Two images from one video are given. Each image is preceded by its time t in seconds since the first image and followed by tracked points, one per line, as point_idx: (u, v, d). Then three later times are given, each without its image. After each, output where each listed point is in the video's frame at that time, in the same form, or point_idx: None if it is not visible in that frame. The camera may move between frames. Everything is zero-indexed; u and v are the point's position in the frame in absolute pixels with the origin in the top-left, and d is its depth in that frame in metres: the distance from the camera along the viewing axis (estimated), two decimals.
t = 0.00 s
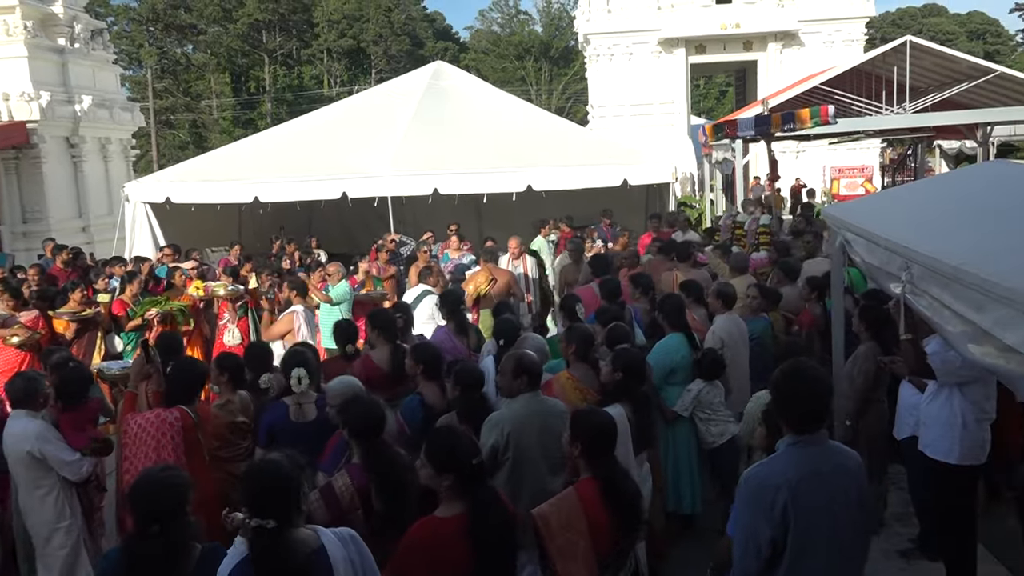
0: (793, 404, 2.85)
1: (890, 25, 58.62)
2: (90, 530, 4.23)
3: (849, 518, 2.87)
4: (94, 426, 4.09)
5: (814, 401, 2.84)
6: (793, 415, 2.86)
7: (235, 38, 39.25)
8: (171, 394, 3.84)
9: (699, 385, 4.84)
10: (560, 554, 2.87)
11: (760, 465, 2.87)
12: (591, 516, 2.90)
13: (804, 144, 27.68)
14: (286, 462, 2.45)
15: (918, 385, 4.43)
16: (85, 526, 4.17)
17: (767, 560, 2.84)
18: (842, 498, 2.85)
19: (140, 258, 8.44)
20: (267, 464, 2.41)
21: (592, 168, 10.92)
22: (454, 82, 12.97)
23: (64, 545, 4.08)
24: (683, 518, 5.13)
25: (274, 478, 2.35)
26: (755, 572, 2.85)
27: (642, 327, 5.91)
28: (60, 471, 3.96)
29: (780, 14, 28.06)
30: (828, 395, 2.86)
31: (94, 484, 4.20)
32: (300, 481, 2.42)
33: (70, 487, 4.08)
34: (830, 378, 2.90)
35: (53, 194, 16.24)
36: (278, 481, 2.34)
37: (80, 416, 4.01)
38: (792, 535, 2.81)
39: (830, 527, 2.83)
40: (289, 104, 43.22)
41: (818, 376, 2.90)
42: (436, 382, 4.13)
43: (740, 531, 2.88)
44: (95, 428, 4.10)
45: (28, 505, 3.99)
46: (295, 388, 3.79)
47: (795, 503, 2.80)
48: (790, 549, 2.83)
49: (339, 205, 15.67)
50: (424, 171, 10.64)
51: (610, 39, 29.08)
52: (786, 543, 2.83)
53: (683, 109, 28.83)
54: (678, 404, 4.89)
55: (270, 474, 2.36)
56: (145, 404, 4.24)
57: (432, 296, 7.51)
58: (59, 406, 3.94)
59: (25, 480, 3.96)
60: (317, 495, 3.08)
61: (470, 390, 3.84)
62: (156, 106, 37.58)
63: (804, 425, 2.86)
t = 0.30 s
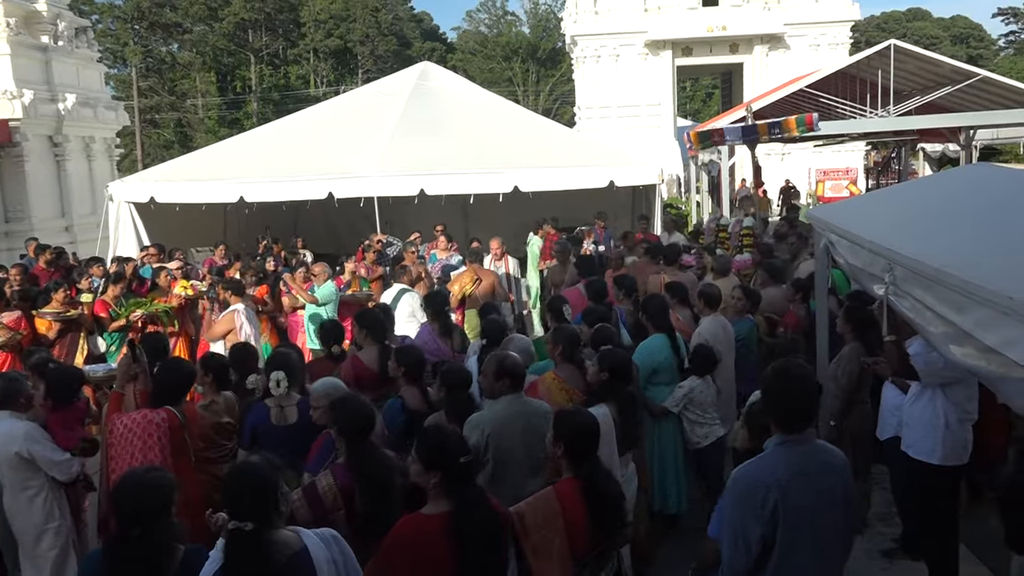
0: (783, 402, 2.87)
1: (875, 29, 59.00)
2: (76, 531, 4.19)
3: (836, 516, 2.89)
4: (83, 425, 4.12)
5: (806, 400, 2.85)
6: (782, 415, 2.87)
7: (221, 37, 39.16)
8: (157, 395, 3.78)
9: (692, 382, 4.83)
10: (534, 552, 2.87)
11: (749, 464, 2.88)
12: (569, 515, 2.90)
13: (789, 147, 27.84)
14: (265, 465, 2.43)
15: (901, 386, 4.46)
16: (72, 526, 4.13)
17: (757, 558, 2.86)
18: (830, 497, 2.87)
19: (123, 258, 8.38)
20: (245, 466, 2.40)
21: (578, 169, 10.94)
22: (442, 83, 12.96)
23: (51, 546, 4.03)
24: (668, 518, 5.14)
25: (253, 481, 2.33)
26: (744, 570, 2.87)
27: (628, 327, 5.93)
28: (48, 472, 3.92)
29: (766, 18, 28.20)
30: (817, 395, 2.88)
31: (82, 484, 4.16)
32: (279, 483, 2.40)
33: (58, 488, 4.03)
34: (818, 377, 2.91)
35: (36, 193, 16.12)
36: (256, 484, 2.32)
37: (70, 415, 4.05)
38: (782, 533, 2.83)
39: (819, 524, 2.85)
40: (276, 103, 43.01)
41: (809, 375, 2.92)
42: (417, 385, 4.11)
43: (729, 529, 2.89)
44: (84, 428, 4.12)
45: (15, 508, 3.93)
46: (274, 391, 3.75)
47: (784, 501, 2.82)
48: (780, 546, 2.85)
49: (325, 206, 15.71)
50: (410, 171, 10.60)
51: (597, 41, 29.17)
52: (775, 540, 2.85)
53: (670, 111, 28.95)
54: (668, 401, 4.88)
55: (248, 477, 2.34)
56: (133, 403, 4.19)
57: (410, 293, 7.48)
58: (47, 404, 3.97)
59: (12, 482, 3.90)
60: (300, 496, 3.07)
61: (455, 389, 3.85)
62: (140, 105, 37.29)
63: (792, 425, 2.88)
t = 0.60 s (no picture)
0: (772, 400, 2.88)
1: (859, 30, 59.41)
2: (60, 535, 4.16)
3: (825, 513, 2.90)
4: (67, 429, 4.08)
5: (794, 398, 2.87)
6: (771, 412, 2.88)
7: (206, 37, 39.00)
8: (143, 396, 3.75)
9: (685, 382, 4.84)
10: (521, 552, 2.85)
11: (737, 462, 2.89)
12: (557, 514, 2.90)
13: (774, 148, 27.98)
14: (245, 468, 2.42)
15: (885, 385, 4.49)
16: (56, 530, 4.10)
17: (746, 554, 2.87)
18: (820, 493, 2.88)
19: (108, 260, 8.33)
20: (225, 469, 2.38)
21: (564, 170, 10.94)
22: (429, 84, 12.94)
23: (36, 551, 4.00)
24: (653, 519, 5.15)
25: (232, 483, 2.32)
26: (733, 567, 2.88)
27: (614, 326, 5.94)
28: (32, 477, 3.85)
29: (751, 19, 28.32)
30: (805, 392, 2.89)
31: (66, 487, 4.13)
32: (259, 485, 2.39)
33: (42, 493, 3.99)
34: (808, 374, 2.93)
35: (18, 194, 16.02)
36: (235, 486, 2.31)
37: (53, 420, 4.02)
38: (771, 531, 2.84)
39: (808, 521, 2.87)
40: (261, 104, 42.86)
41: (798, 373, 2.93)
42: (400, 387, 4.08)
43: (719, 527, 2.90)
44: (69, 432, 4.08)
45: None
46: (256, 394, 3.72)
47: (773, 498, 2.83)
48: (769, 544, 2.86)
49: (311, 207, 15.87)
50: (396, 172, 10.57)
51: (583, 42, 29.27)
52: (765, 538, 2.86)
53: (656, 112, 29.04)
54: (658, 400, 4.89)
55: (228, 479, 2.33)
56: (120, 405, 4.15)
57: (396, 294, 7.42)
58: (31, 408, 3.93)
59: None
60: (280, 495, 3.10)
61: (443, 391, 3.86)
62: (124, 105, 37.09)
63: (780, 423, 2.89)
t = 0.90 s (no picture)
0: (759, 398, 2.89)
1: (842, 31, 59.77)
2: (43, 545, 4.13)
3: (813, 511, 2.92)
4: (51, 437, 4.02)
5: (781, 396, 2.88)
6: (758, 411, 2.90)
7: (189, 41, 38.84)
8: (131, 402, 3.74)
9: (678, 386, 4.85)
10: (512, 553, 2.82)
11: (725, 463, 2.91)
12: (548, 515, 2.89)
13: (759, 149, 28.13)
14: (224, 474, 2.40)
15: (870, 384, 4.52)
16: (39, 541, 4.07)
17: (736, 554, 2.88)
18: (808, 492, 2.90)
19: (95, 266, 8.33)
20: (203, 476, 2.37)
21: (551, 172, 10.94)
22: (413, 86, 12.93)
23: (18, 562, 3.95)
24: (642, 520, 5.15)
25: (210, 489, 2.30)
26: (723, 567, 2.89)
27: (602, 328, 5.94)
28: (15, 487, 3.84)
29: (735, 20, 28.43)
30: (792, 391, 2.91)
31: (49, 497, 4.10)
32: (239, 491, 2.37)
33: (25, 502, 3.97)
34: (794, 373, 2.95)
35: None
36: (214, 492, 2.29)
37: (36, 430, 3.94)
38: (760, 530, 2.85)
39: (796, 520, 2.88)
40: (245, 108, 42.68)
41: (784, 372, 2.95)
42: (389, 388, 4.08)
43: (708, 527, 2.90)
44: (52, 441, 4.02)
45: None
46: (241, 400, 3.70)
47: (762, 497, 2.84)
48: (758, 543, 2.87)
49: (297, 210, 15.90)
50: (381, 175, 10.54)
51: (568, 44, 29.34)
52: (754, 538, 2.87)
53: (640, 113, 29.11)
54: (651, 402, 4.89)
55: (206, 485, 2.32)
56: (106, 411, 4.12)
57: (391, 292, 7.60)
58: (15, 418, 3.89)
59: None
60: (263, 498, 3.10)
61: (434, 395, 3.86)
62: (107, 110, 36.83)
63: (768, 422, 2.90)
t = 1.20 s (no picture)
0: (751, 400, 2.90)
1: (828, 35, 60.18)
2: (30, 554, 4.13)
3: (804, 515, 2.92)
4: (37, 445, 3.97)
5: (772, 398, 2.89)
6: (749, 414, 2.91)
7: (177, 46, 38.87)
8: (121, 408, 3.72)
9: (666, 390, 4.85)
10: (507, 557, 2.80)
11: (716, 466, 2.91)
12: (542, 520, 2.88)
13: (747, 152, 28.26)
14: (203, 483, 2.39)
15: (859, 386, 4.54)
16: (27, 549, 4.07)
17: (726, 557, 2.88)
18: (798, 494, 2.90)
19: (82, 272, 8.26)
20: (184, 484, 2.35)
21: (540, 176, 10.94)
22: (402, 91, 12.93)
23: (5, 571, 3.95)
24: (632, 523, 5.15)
25: (189, 497, 2.29)
26: (714, 569, 2.89)
27: (592, 331, 5.95)
28: None
29: (723, 25, 28.56)
30: (783, 394, 2.92)
31: (36, 505, 4.10)
32: (217, 499, 2.37)
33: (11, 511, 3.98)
34: (785, 377, 2.96)
35: None
36: (193, 500, 2.28)
37: (21, 438, 3.89)
38: (750, 533, 2.85)
39: (788, 522, 2.88)
40: (233, 113, 42.56)
41: (775, 374, 2.96)
42: (381, 392, 4.07)
43: (700, 530, 2.90)
44: (38, 448, 3.96)
45: None
46: (229, 406, 3.67)
47: (753, 500, 2.84)
48: (749, 547, 2.87)
49: (286, 215, 15.89)
50: (370, 180, 10.52)
51: (556, 48, 29.43)
52: (745, 540, 2.87)
53: (629, 117, 29.20)
54: (640, 406, 4.89)
55: (186, 493, 2.30)
56: (95, 417, 4.10)
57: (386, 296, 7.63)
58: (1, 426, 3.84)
59: None
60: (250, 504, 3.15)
61: (424, 400, 3.85)
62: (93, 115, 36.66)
63: (759, 425, 2.91)
